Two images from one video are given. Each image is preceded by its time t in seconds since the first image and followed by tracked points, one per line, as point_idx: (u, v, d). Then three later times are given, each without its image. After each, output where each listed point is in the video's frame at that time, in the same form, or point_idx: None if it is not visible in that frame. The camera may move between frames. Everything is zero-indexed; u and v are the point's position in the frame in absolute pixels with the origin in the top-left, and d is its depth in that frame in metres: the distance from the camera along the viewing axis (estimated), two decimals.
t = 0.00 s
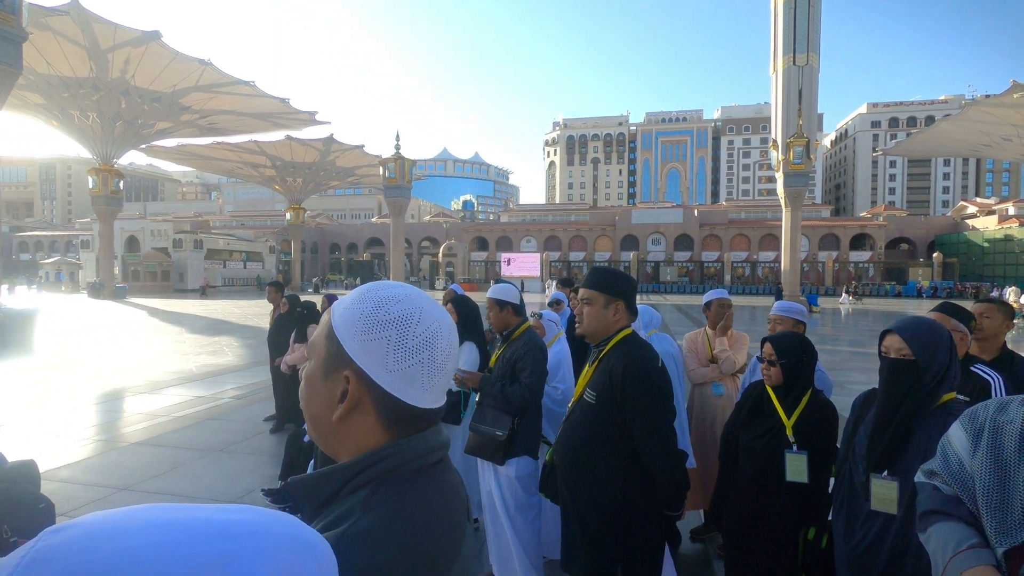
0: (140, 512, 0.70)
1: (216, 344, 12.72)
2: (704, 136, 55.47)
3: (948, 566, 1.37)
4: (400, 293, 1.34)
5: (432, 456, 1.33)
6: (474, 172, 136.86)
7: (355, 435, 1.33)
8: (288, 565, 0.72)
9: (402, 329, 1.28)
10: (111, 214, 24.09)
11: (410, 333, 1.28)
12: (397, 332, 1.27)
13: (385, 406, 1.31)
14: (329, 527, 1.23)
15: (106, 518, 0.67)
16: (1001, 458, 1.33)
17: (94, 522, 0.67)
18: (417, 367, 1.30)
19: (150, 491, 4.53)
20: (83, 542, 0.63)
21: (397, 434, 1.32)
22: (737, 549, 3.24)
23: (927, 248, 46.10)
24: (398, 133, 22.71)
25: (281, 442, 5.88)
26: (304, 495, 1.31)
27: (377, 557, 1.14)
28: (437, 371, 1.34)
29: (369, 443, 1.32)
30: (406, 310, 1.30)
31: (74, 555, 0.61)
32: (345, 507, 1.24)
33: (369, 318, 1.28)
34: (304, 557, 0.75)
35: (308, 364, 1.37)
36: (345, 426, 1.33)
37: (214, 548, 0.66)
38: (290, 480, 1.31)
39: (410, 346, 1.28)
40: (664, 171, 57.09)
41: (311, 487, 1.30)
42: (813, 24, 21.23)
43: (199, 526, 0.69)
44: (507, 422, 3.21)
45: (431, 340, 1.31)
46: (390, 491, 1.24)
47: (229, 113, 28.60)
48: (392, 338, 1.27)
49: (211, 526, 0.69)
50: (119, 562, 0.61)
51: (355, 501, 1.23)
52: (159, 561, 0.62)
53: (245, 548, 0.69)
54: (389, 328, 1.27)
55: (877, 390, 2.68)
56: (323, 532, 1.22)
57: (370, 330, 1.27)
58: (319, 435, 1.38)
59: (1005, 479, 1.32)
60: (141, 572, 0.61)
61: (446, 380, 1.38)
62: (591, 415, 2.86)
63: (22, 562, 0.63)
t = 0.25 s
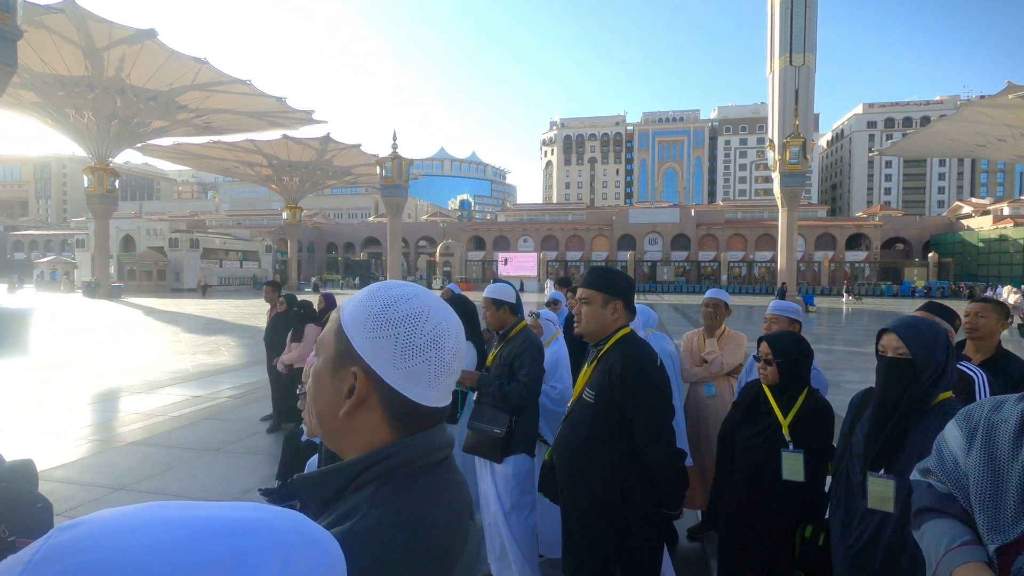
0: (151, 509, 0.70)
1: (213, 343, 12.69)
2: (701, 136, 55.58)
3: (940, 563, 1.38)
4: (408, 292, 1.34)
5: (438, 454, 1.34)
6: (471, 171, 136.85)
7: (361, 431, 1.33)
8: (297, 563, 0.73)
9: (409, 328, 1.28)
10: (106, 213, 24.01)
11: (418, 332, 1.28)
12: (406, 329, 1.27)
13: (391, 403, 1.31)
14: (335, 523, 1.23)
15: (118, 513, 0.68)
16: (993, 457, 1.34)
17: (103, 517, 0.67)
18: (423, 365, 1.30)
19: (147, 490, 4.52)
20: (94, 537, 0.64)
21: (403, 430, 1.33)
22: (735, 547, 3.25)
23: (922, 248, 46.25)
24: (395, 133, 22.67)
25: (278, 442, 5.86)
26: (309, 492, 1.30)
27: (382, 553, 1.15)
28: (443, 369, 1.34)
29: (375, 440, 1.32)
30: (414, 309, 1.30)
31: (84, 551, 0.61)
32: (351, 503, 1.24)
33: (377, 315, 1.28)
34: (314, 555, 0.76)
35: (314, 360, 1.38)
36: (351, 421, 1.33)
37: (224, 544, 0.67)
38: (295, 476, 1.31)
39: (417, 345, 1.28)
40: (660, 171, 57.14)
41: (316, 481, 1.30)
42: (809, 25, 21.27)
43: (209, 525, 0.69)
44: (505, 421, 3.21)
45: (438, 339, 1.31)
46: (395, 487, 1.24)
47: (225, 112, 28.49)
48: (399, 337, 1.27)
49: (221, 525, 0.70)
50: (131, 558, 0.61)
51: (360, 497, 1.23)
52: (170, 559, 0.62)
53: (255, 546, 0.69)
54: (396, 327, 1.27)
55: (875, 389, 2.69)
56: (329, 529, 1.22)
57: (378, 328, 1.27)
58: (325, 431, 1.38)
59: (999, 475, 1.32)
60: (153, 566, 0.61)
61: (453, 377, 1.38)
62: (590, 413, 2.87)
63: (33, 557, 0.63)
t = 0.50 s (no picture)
0: (157, 508, 0.70)
1: (208, 343, 12.66)
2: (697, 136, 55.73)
3: (934, 561, 1.38)
4: (419, 292, 1.34)
5: (441, 454, 1.34)
6: (467, 171, 136.84)
7: (367, 429, 1.33)
8: (304, 563, 0.73)
9: (419, 326, 1.28)
10: (100, 212, 23.91)
11: (428, 331, 1.28)
12: (416, 328, 1.27)
13: (399, 402, 1.31)
14: (340, 520, 1.23)
15: (132, 510, 0.68)
16: (989, 451, 1.36)
17: (108, 516, 0.67)
18: (432, 365, 1.30)
19: (142, 491, 4.50)
20: (102, 533, 0.64)
21: (410, 429, 1.32)
22: (732, 545, 3.26)
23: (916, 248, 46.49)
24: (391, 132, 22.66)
25: (275, 442, 5.85)
26: (316, 488, 1.31)
27: (387, 550, 1.15)
28: (451, 368, 1.34)
29: (381, 438, 1.32)
30: (425, 308, 1.30)
31: (93, 549, 0.61)
32: (355, 500, 1.24)
33: (389, 313, 1.28)
34: (320, 553, 0.76)
35: (323, 358, 1.38)
36: (358, 419, 1.33)
37: (227, 545, 0.66)
38: (300, 473, 1.32)
39: (427, 344, 1.29)
40: (656, 172, 57.26)
41: (322, 479, 1.30)
42: (805, 26, 21.37)
43: (220, 522, 0.69)
44: (503, 419, 3.21)
45: (448, 339, 1.32)
46: (400, 483, 1.24)
47: (221, 111, 28.39)
48: (409, 335, 1.27)
49: (227, 523, 0.70)
50: (140, 558, 0.61)
51: (364, 494, 1.24)
52: (171, 561, 0.62)
53: (262, 543, 0.69)
54: (407, 325, 1.27)
55: (871, 389, 2.70)
56: (334, 526, 1.22)
57: (389, 326, 1.27)
58: (332, 429, 1.38)
59: (993, 476, 1.34)
60: (157, 568, 0.61)
61: (460, 377, 1.38)
62: (589, 412, 2.88)
63: (37, 556, 0.62)
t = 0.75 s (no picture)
0: (156, 507, 0.70)
1: (202, 343, 12.60)
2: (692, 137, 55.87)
3: (928, 560, 1.39)
4: (425, 293, 1.35)
5: (442, 454, 1.33)
6: (462, 171, 136.83)
7: (370, 428, 1.32)
8: (303, 563, 0.72)
9: (425, 327, 1.28)
10: (94, 210, 23.85)
11: (434, 330, 1.29)
12: (421, 328, 1.28)
13: (402, 399, 1.31)
14: (340, 518, 1.23)
15: (133, 509, 0.68)
16: (985, 451, 1.37)
17: (107, 515, 0.67)
18: (436, 364, 1.30)
19: (135, 492, 4.47)
20: (99, 533, 0.63)
21: (413, 428, 1.32)
22: (728, 544, 3.27)
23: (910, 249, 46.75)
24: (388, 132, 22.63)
25: (269, 442, 5.82)
26: (318, 484, 1.31)
27: (387, 549, 1.14)
28: (455, 368, 1.34)
29: (383, 437, 1.31)
30: (431, 310, 1.31)
31: (91, 548, 0.61)
32: (356, 498, 1.24)
33: (394, 313, 1.28)
34: (319, 551, 0.76)
35: (328, 356, 1.38)
36: (361, 416, 1.32)
37: (226, 545, 0.66)
38: (301, 470, 1.31)
39: (432, 344, 1.29)
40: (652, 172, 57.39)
41: (324, 477, 1.30)
42: (800, 28, 21.47)
43: (220, 520, 0.69)
44: (499, 420, 3.21)
45: (452, 339, 1.32)
46: (401, 482, 1.24)
47: (216, 110, 28.28)
48: (415, 334, 1.27)
49: (226, 523, 0.69)
50: (137, 556, 0.61)
51: (365, 493, 1.23)
52: (169, 561, 0.62)
53: (264, 541, 0.69)
54: (413, 325, 1.27)
55: (866, 389, 2.72)
56: (333, 524, 1.21)
57: (396, 325, 1.27)
58: (334, 427, 1.38)
59: (989, 477, 1.35)
60: (156, 567, 0.61)
61: (463, 377, 1.38)
62: (586, 412, 2.88)
63: (32, 555, 0.62)
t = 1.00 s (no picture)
0: (146, 508, 0.69)
1: (196, 343, 12.56)
2: (687, 138, 56.09)
3: (933, 565, 1.42)
4: (426, 295, 1.35)
5: (439, 455, 1.33)
6: (457, 171, 136.82)
7: (368, 426, 1.32)
8: (296, 563, 0.72)
9: (426, 326, 1.29)
10: (87, 210, 23.76)
11: (434, 331, 1.29)
12: (421, 328, 1.28)
13: (401, 397, 1.30)
14: (336, 516, 1.22)
15: (127, 509, 0.68)
16: (990, 457, 1.37)
17: (100, 514, 0.67)
18: (436, 364, 1.30)
19: (128, 493, 4.44)
20: (91, 532, 0.63)
21: (411, 427, 1.32)
22: (721, 545, 3.29)
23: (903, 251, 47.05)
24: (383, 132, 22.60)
25: (263, 443, 5.79)
26: (315, 483, 1.30)
27: (382, 547, 1.14)
28: (455, 368, 1.34)
29: (381, 436, 1.31)
30: (431, 311, 1.32)
31: (80, 549, 0.60)
32: (352, 497, 1.23)
33: (396, 312, 1.29)
34: (312, 552, 0.76)
35: (328, 354, 1.37)
36: (360, 414, 1.32)
37: (220, 545, 0.66)
38: (300, 468, 1.32)
39: (433, 344, 1.29)
40: (647, 173, 57.56)
41: (320, 475, 1.29)
42: (794, 30, 21.59)
43: (215, 519, 0.69)
44: (495, 422, 3.22)
45: (452, 339, 1.33)
46: (397, 482, 1.24)
47: (210, 109, 28.17)
48: (414, 335, 1.27)
49: (220, 523, 0.69)
50: (124, 557, 0.60)
51: (363, 492, 1.23)
52: (162, 559, 0.62)
53: (256, 542, 0.68)
54: (413, 324, 1.28)
55: (858, 389, 2.74)
56: (328, 523, 1.21)
57: (396, 325, 1.28)
58: (333, 427, 1.37)
59: (995, 481, 1.35)
60: (148, 567, 0.60)
61: (462, 379, 1.38)
62: (582, 412, 2.89)
63: (22, 553, 0.62)
